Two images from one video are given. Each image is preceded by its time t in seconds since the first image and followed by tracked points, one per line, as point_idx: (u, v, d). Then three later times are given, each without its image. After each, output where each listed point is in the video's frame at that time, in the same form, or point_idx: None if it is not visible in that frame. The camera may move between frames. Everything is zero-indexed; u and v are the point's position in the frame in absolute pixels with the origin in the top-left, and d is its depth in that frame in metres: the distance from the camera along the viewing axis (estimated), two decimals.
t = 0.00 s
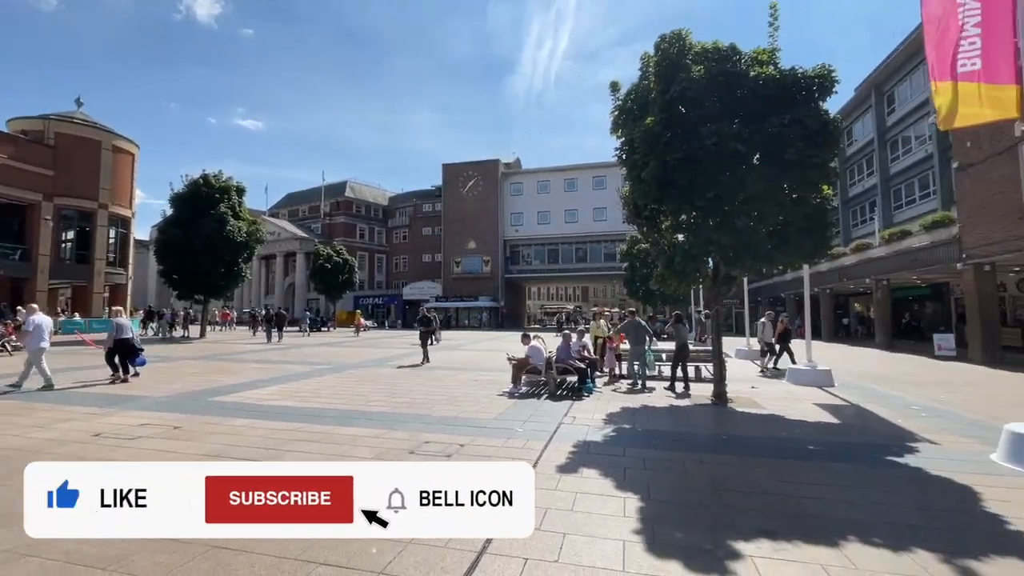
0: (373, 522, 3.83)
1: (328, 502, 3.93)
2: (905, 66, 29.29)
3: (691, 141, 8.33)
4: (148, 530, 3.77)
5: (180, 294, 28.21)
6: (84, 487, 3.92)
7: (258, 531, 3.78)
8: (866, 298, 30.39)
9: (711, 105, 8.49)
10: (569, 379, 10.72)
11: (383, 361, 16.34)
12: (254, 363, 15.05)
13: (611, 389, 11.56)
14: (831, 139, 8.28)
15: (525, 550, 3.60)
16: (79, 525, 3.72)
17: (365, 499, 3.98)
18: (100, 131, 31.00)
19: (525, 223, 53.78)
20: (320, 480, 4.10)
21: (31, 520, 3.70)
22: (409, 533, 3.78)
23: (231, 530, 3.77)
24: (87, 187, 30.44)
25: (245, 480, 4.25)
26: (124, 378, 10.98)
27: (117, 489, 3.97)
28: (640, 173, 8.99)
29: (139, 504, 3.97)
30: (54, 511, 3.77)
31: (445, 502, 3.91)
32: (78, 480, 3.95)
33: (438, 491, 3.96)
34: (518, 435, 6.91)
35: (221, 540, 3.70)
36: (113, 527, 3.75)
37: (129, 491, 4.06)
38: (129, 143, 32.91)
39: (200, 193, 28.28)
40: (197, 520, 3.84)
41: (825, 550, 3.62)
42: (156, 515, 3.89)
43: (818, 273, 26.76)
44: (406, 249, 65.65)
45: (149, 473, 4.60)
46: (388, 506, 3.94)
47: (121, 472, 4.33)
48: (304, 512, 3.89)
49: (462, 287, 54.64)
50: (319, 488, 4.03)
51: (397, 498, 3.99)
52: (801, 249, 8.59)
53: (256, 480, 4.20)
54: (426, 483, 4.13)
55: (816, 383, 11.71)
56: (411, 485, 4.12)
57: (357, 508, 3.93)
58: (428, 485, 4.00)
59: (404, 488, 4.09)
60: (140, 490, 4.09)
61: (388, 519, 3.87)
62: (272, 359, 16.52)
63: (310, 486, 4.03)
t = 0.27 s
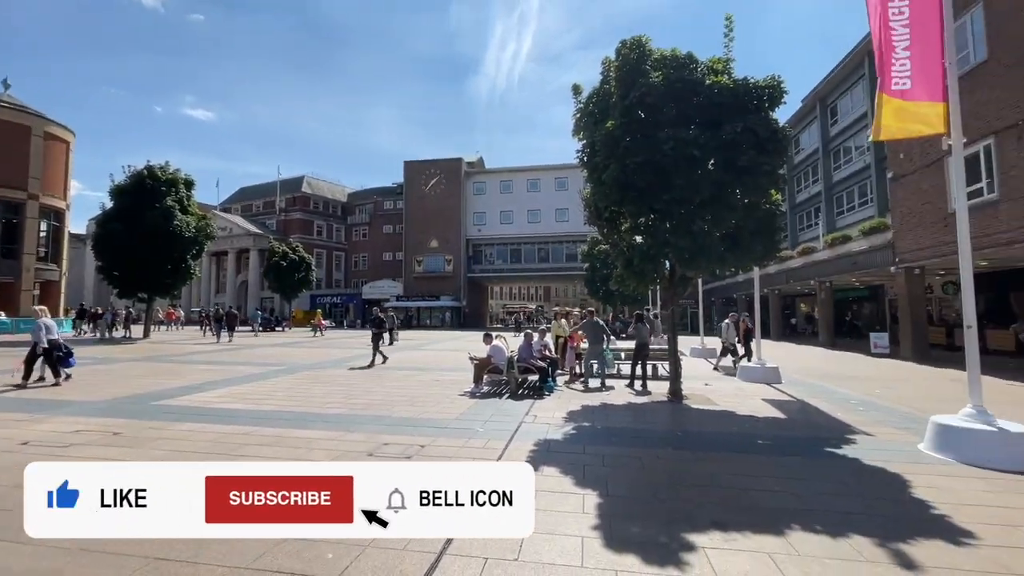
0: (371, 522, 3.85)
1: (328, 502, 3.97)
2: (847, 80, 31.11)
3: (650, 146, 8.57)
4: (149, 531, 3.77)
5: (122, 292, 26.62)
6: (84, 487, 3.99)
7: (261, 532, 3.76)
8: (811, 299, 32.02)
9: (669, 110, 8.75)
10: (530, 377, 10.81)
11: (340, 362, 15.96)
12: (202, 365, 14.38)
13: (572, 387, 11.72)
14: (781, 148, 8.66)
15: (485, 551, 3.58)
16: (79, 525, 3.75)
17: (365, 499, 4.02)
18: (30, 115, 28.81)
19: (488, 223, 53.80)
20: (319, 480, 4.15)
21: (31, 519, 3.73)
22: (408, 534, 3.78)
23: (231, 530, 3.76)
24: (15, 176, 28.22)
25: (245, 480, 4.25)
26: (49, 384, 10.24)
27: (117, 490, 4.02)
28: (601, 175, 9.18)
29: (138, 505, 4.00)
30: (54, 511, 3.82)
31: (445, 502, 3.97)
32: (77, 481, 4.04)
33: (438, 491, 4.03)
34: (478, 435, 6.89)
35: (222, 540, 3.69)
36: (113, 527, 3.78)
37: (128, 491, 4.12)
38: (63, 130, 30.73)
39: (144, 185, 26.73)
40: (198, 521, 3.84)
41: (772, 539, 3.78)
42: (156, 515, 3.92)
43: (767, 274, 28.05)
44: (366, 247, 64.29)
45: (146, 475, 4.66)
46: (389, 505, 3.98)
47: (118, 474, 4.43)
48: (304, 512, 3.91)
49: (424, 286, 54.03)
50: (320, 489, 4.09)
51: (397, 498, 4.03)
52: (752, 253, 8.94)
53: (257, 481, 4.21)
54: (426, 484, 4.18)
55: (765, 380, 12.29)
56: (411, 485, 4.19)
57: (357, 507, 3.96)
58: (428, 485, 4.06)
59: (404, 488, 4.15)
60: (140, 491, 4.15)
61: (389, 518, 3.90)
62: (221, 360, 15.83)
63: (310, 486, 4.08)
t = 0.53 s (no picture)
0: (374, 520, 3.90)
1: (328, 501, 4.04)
2: (796, 91, 32.69)
3: (611, 149, 8.77)
4: (149, 530, 3.78)
5: (56, 288, 24.87)
6: (83, 487, 4.08)
7: (263, 532, 3.76)
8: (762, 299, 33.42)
9: (630, 114, 8.97)
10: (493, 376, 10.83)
11: (296, 362, 15.49)
12: (145, 366, 13.63)
13: (534, 385, 11.82)
14: (735, 154, 8.98)
15: (447, 550, 3.57)
16: (79, 523, 3.80)
17: (363, 498, 4.08)
18: None
19: (451, 221, 53.43)
20: (320, 480, 4.21)
21: (31, 519, 3.81)
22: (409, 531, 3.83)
23: (232, 530, 3.77)
24: None
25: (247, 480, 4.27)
26: None
27: (117, 489, 4.09)
28: (563, 175, 9.31)
29: (138, 503, 4.05)
30: (55, 510, 3.90)
31: (445, 502, 4.03)
32: (77, 481, 4.13)
33: (438, 491, 4.09)
34: (439, 435, 6.85)
35: (223, 539, 3.71)
36: (113, 526, 3.81)
37: (128, 492, 4.17)
38: None
39: (82, 174, 24.99)
40: (198, 520, 3.84)
41: (721, 529, 3.95)
42: (156, 514, 3.92)
43: (721, 275, 29.11)
44: (325, 244, 62.58)
45: (148, 476, 4.70)
46: (389, 505, 4.02)
47: (120, 476, 4.48)
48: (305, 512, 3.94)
49: (385, 285, 53.09)
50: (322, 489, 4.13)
51: (397, 498, 4.08)
52: (707, 255, 9.25)
53: (255, 478, 4.23)
54: (426, 485, 4.25)
55: (718, 377, 12.77)
56: (409, 485, 4.25)
57: (358, 506, 4.01)
58: (426, 484, 4.12)
59: (404, 488, 4.19)
60: (140, 490, 4.18)
61: (389, 517, 3.95)
62: (167, 361, 15.05)
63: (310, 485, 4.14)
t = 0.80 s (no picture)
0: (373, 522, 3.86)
1: (328, 502, 4.00)
2: (743, 100, 34.25)
3: (568, 150, 8.94)
4: (150, 530, 3.79)
5: None
6: (84, 487, 4.02)
7: (266, 531, 3.78)
8: (711, 299, 34.79)
9: (587, 117, 9.15)
10: (450, 375, 10.76)
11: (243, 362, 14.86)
12: (74, 367, 12.70)
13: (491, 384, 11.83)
14: (686, 159, 9.30)
15: (402, 551, 3.56)
16: (80, 525, 3.77)
17: (364, 500, 4.02)
18: None
19: (409, 218, 52.66)
20: (319, 480, 4.14)
21: (30, 520, 3.78)
22: (412, 532, 3.80)
23: (233, 530, 3.79)
24: None
25: (246, 481, 4.31)
26: None
27: (117, 489, 4.02)
28: (522, 175, 9.39)
29: (138, 504, 4.00)
30: (54, 510, 3.86)
31: (445, 502, 3.96)
32: (77, 480, 4.07)
33: (439, 490, 4.01)
34: (394, 435, 6.76)
35: (224, 540, 3.72)
36: (112, 527, 3.80)
37: (130, 491, 4.10)
38: None
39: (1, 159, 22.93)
40: (197, 521, 3.84)
41: (669, 520, 4.11)
42: (155, 514, 3.90)
43: (672, 275, 30.13)
44: (275, 240, 60.16)
45: (148, 473, 4.62)
46: (389, 506, 3.97)
47: (120, 474, 4.43)
48: (302, 512, 3.93)
49: (339, 282, 51.69)
50: (319, 489, 4.11)
51: (397, 498, 4.02)
52: (659, 255, 9.53)
53: (254, 482, 4.28)
54: (427, 482, 4.16)
55: (669, 374, 13.21)
56: (410, 484, 4.16)
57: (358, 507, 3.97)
58: (427, 485, 4.04)
59: (405, 487, 4.12)
60: (141, 490, 4.12)
61: (389, 518, 3.90)
62: (99, 361, 14.07)
63: (310, 486, 4.08)
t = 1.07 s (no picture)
0: (373, 520, 3.89)
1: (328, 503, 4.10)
2: (702, 106, 35.38)
3: (532, 149, 9.00)
4: (151, 527, 3.83)
5: None
6: (84, 488, 4.15)
7: (265, 528, 3.79)
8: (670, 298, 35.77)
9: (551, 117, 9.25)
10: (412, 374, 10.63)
11: (193, 363, 14.20)
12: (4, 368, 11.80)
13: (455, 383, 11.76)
14: (647, 161, 9.50)
15: (361, 551, 3.52)
16: (80, 523, 3.82)
17: (363, 500, 4.11)
18: None
19: (371, 214, 51.63)
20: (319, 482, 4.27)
21: (32, 516, 3.88)
22: (414, 531, 3.81)
23: (232, 527, 3.80)
24: None
25: (245, 481, 4.38)
26: None
27: (118, 489, 4.11)
28: (486, 173, 9.39)
29: (138, 504, 4.07)
30: (55, 510, 3.95)
31: (445, 502, 4.08)
32: (77, 483, 4.20)
33: (438, 490, 4.15)
34: (353, 435, 6.62)
35: (222, 538, 3.71)
36: (112, 525, 3.83)
37: (130, 491, 4.18)
38: None
39: None
40: (198, 519, 3.87)
41: (628, 514, 4.20)
42: (156, 513, 3.96)
43: (634, 275, 30.81)
44: (230, 234, 57.71)
45: (147, 476, 4.69)
46: (389, 505, 4.07)
47: (120, 475, 4.55)
48: (303, 511, 4.00)
49: (298, 279, 50.12)
50: (320, 491, 4.23)
51: (397, 498, 4.13)
52: (621, 255, 9.70)
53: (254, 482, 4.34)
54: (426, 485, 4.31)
55: (630, 371, 13.49)
56: (408, 486, 4.30)
57: (358, 507, 4.06)
58: (424, 485, 4.19)
59: (403, 489, 4.25)
60: (141, 490, 4.19)
61: (389, 516, 3.98)
62: (33, 362, 13.14)
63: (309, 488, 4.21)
